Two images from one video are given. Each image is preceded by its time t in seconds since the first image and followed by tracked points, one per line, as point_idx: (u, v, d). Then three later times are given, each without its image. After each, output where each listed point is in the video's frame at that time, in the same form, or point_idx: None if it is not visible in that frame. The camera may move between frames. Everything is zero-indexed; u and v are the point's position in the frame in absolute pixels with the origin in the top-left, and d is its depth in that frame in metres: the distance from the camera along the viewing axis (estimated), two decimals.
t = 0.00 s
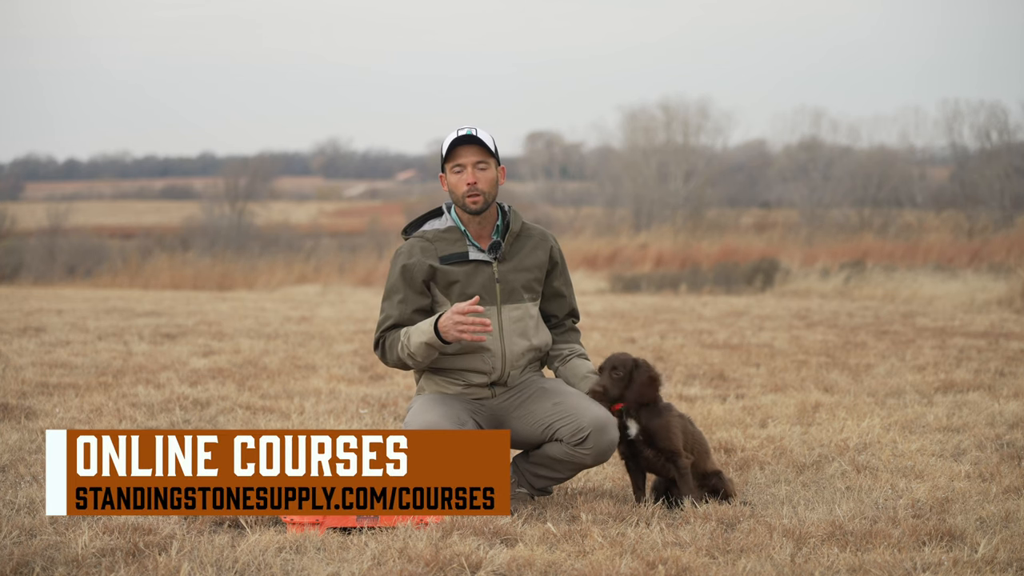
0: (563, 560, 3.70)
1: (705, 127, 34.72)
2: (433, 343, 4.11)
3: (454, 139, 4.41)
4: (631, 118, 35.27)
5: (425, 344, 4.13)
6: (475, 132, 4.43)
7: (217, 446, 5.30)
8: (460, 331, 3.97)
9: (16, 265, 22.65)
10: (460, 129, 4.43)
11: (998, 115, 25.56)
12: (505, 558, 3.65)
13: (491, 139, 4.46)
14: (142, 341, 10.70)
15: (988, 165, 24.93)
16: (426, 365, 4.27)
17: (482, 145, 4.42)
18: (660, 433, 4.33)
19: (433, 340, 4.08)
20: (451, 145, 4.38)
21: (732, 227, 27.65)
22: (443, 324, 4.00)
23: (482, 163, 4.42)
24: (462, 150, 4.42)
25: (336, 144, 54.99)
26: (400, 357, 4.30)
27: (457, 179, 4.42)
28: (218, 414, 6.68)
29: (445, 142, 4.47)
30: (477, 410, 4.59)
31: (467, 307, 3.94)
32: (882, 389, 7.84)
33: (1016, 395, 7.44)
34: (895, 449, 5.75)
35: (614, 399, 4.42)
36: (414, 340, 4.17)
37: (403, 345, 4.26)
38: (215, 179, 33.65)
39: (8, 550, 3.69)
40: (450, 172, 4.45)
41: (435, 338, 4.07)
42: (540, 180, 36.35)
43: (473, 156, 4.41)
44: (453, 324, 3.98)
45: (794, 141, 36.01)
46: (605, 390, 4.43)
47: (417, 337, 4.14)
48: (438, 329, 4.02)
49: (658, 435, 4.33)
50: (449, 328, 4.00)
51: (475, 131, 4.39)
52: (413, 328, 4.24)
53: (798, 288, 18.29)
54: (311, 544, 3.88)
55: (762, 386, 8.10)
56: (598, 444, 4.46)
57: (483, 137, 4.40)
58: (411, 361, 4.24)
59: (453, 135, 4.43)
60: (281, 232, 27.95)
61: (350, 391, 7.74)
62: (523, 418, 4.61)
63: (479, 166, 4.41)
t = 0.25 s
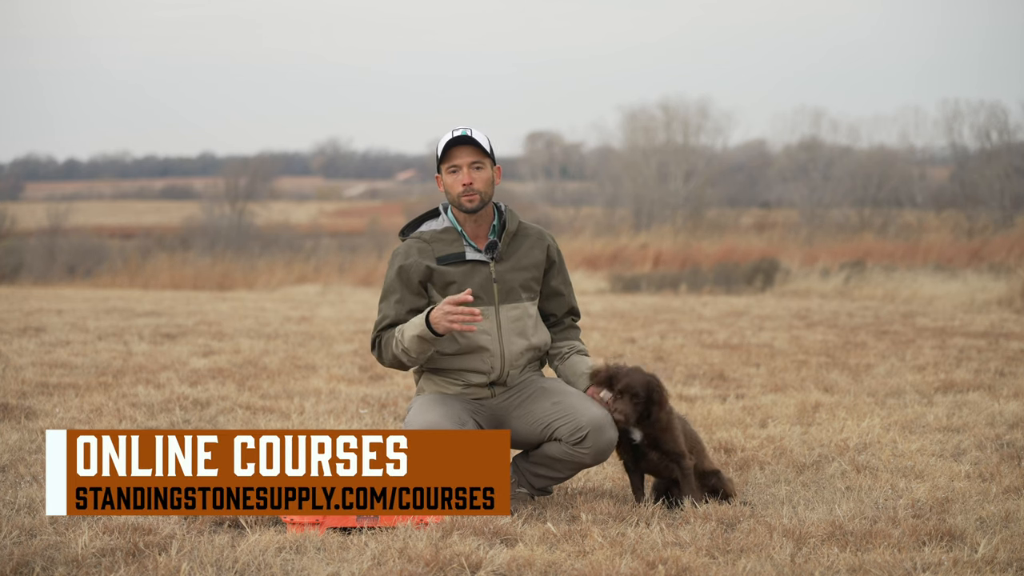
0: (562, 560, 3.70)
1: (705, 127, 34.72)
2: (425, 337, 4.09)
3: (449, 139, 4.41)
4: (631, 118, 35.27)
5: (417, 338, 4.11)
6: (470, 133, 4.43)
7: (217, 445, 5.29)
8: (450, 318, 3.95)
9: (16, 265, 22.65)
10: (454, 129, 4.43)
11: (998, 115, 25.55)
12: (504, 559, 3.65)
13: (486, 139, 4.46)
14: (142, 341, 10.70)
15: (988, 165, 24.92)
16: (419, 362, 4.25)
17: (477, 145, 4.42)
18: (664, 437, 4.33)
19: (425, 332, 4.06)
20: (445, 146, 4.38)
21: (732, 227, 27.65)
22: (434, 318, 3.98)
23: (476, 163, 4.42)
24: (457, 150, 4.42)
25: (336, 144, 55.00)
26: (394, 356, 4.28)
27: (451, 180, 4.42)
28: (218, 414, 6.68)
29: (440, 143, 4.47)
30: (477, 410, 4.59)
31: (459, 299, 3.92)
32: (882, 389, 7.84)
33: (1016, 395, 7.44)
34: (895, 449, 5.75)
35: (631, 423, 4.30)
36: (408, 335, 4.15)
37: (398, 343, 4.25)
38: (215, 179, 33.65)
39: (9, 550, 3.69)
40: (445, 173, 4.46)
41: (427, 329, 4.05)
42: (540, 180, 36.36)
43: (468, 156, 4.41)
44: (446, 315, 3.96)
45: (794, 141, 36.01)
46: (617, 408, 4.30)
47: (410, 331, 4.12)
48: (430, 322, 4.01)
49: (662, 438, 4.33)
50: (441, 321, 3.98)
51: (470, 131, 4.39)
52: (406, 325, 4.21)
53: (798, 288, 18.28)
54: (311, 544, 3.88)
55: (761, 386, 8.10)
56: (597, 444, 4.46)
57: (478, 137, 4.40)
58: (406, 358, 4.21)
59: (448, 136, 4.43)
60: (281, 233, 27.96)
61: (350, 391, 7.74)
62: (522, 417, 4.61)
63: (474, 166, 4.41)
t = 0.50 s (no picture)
0: (562, 560, 3.70)
1: (705, 127, 34.72)
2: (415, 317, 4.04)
3: (446, 138, 4.39)
4: (631, 118, 35.26)
5: (407, 319, 4.06)
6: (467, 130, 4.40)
7: (217, 446, 5.30)
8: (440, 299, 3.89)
9: (16, 266, 22.65)
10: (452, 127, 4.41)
11: (998, 115, 25.55)
12: (505, 559, 3.65)
13: (483, 137, 4.44)
14: (142, 341, 10.69)
15: (988, 165, 24.92)
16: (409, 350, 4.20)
17: (475, 143, 4.39)
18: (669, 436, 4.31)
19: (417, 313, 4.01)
20: (442, 144, 4.37)
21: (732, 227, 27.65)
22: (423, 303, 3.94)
23: (474, 161, 4.41)
24: (454, 148, 4.40)
25: (336, 144, 55.02)
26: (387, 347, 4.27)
27: (449, 178, 4.41)
28: (218, 414, 6.68)
29: (436, 142, 4.45)
30: (476, 410, 4.58)
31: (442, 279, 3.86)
32: (882, 389, 7.84)
33: (1016, 396, 7.44)
34: (895, 449, 5.75)
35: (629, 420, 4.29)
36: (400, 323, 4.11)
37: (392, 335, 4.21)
38: (215, 179, 33.64)
39: (8, 550, 3.69)
40: (442, 172, 4.44)
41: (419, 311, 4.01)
42: (540, 180, 36.35)
43: (465, 154, 4.38)
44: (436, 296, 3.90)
45: (794, 141, 36.02)
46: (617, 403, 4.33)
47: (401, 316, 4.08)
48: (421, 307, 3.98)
49: (670, 436, 4.30)
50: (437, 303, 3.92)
51: (466, 130, 4.36)
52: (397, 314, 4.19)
53: (798, 288, 18.28)
54: (311, 544, 3.88)
55: (761, 386, 8.10)
56: (597, 443, 4.47)
57: (475, 135, 4.37)
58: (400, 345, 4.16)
59: (444, 135, 4.42)
60: (281, 232, 27.95)
61: (350, 391, 7.74)
62: (522, 417, 4.61)
63: (471, 164, 4.40)
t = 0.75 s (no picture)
0: (563, 559, 3.70)
1: (705, 127, 34.72)
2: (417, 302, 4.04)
3: (447, 137, 4.39)
4: (631, 118, 35.25)
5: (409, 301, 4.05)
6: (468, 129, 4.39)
7: (218, 446, 5.30)
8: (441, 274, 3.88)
9: (16, 266, 22.66)
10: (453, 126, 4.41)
11: (998, 115, 25.54)
12: (505, 559, 3.65)
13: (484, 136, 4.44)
14: (142, 341, 10.69)
15: (988, 165, 24.91)
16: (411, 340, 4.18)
17: (476, 142, 4.38)
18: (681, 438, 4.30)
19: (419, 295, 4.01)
20: (443, 142, 4.37)
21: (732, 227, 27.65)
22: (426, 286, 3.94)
23: (475, 160, 4.40)
24: (455, 147, 4.40)
25: (336, 144, 55.01)
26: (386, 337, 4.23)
27: (450, 177, 4.40)
28: (218, 414, 6.68)
29: (438, 140, 4.45)
30: (477, 410, 4.58)
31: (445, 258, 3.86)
32: (882, 389, 7.84)
33: (1016, 396, 7.44)
34: (895, 449, 5.75)
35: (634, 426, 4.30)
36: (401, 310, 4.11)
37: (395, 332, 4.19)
38: (215, 179, 33.63)
39: (8, 550, 3.69)
40: (444, 171, 4.44)
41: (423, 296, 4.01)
42: (540, 180, 36.34)
43: (466, 153, 4.37)
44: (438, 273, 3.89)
45: (794, 141, 36.01)
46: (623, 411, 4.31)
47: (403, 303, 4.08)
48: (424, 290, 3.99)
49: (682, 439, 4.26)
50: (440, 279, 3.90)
51: (468, 129, 4.36)
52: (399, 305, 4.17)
53: (798, 288, 18.28)
54: (311, 544, 3.88)
55: (761, 386, 8.10)
56: (600, 441, 4.49)
57: (476, 135, 4.36)
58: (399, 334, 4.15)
59: (446, 133, 4.42)
60: (281, 232, 27.95)
61: (350, 391, 7.74)
62: (523, 417, 4.60)
63: (473, 163, 4.39)
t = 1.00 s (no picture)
0: (563, 560, 3.70)
1: (705, 127, 34.72)
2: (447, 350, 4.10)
3: (456, 134, 4.46)
4: (631, 118, 35.25)
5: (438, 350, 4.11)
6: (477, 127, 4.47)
7: (217, 446, 5.30)
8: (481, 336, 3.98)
9: (16, 266, 22.66)
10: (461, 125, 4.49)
11: (998, 115, 25.54)
12: (505, 558, 3.65)
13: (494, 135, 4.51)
14: (142, 341, 10.70)
15: (988, 165, 24.92)
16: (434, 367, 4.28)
17: (485, 141, 4.47)
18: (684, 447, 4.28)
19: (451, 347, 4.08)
20: (453, 137, 4.43)
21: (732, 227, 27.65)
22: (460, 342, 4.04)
23: (484, 156, 4.46)
24: (465, 143, 4.46)
25: (336, 144, 55.03)
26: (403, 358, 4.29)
27: (458, 172, 4.44)
28: (218, 413, 6.68)
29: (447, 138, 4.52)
30: (475, 410, 4.57)
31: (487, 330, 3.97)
32: (882, 389, 7.84)
33: (1016, 395, 7.44)
34: (895, 449, 5.75)
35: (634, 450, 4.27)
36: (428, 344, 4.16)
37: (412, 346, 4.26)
38: (215, 179, 33.63)
39: (8, 550, 3.69)
40: (451, 167, 4.48)
41: (455, 347, 4.07)
42: (540, 180, 36.35)
43: (475, 148, 4.44)
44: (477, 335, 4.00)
45: (794, 141, 36.01)
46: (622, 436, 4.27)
47: (431, 342, 4.13)
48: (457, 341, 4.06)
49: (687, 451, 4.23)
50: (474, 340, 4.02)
51: (477, 126, 4.44)
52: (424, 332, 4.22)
53: (798, 288, 18.28)
54: (311, 544, 3.88)
55: (761, 386, 8.10)
56: (599, 442, 4.48)
57: (485, 131, 4.44)
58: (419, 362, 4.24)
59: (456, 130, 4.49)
60: (281, 233, 27.95)
61: (350, 391, 7.74)
62: (522, 418, 4.59)
63: (481, 159, 4.45)
